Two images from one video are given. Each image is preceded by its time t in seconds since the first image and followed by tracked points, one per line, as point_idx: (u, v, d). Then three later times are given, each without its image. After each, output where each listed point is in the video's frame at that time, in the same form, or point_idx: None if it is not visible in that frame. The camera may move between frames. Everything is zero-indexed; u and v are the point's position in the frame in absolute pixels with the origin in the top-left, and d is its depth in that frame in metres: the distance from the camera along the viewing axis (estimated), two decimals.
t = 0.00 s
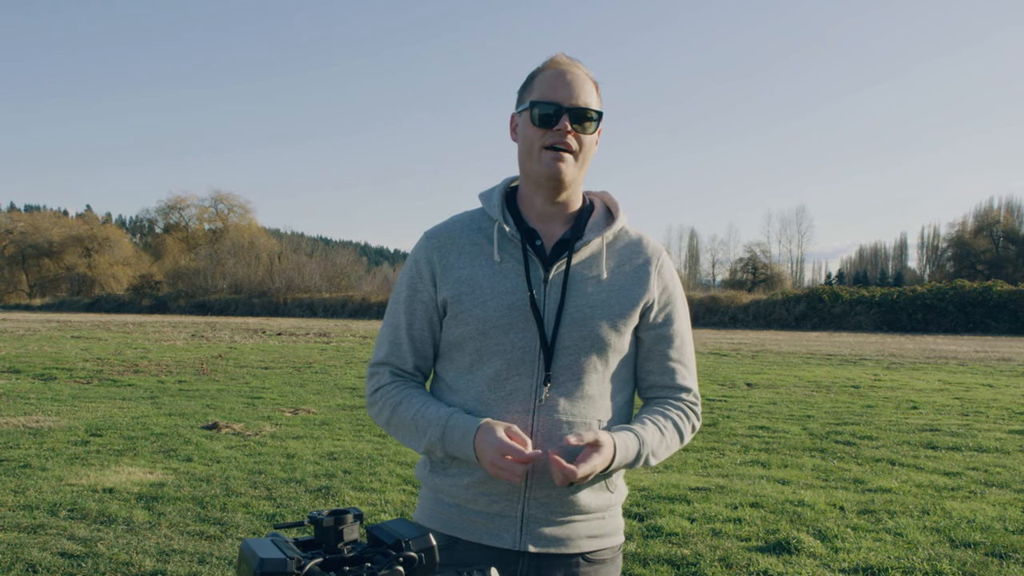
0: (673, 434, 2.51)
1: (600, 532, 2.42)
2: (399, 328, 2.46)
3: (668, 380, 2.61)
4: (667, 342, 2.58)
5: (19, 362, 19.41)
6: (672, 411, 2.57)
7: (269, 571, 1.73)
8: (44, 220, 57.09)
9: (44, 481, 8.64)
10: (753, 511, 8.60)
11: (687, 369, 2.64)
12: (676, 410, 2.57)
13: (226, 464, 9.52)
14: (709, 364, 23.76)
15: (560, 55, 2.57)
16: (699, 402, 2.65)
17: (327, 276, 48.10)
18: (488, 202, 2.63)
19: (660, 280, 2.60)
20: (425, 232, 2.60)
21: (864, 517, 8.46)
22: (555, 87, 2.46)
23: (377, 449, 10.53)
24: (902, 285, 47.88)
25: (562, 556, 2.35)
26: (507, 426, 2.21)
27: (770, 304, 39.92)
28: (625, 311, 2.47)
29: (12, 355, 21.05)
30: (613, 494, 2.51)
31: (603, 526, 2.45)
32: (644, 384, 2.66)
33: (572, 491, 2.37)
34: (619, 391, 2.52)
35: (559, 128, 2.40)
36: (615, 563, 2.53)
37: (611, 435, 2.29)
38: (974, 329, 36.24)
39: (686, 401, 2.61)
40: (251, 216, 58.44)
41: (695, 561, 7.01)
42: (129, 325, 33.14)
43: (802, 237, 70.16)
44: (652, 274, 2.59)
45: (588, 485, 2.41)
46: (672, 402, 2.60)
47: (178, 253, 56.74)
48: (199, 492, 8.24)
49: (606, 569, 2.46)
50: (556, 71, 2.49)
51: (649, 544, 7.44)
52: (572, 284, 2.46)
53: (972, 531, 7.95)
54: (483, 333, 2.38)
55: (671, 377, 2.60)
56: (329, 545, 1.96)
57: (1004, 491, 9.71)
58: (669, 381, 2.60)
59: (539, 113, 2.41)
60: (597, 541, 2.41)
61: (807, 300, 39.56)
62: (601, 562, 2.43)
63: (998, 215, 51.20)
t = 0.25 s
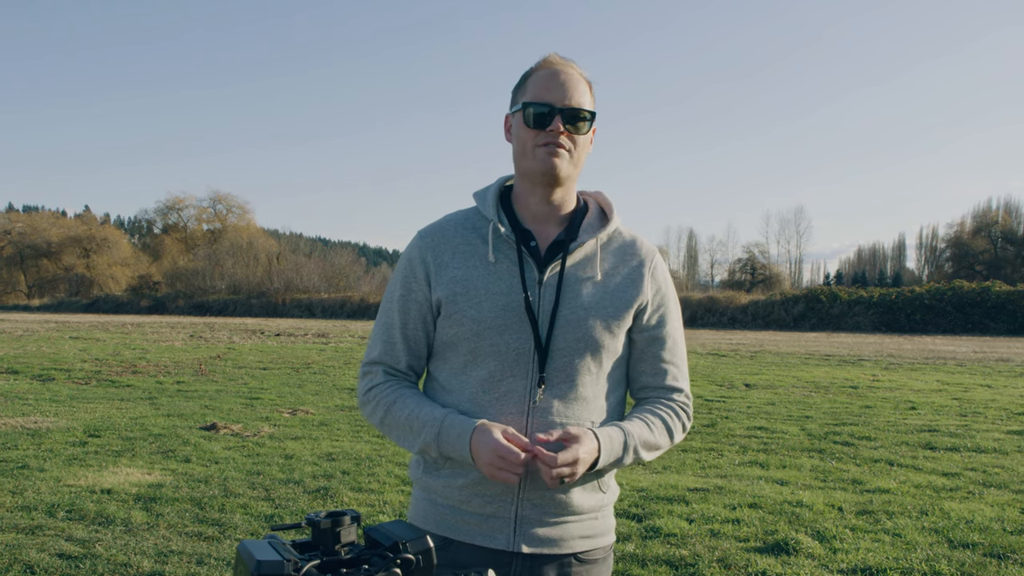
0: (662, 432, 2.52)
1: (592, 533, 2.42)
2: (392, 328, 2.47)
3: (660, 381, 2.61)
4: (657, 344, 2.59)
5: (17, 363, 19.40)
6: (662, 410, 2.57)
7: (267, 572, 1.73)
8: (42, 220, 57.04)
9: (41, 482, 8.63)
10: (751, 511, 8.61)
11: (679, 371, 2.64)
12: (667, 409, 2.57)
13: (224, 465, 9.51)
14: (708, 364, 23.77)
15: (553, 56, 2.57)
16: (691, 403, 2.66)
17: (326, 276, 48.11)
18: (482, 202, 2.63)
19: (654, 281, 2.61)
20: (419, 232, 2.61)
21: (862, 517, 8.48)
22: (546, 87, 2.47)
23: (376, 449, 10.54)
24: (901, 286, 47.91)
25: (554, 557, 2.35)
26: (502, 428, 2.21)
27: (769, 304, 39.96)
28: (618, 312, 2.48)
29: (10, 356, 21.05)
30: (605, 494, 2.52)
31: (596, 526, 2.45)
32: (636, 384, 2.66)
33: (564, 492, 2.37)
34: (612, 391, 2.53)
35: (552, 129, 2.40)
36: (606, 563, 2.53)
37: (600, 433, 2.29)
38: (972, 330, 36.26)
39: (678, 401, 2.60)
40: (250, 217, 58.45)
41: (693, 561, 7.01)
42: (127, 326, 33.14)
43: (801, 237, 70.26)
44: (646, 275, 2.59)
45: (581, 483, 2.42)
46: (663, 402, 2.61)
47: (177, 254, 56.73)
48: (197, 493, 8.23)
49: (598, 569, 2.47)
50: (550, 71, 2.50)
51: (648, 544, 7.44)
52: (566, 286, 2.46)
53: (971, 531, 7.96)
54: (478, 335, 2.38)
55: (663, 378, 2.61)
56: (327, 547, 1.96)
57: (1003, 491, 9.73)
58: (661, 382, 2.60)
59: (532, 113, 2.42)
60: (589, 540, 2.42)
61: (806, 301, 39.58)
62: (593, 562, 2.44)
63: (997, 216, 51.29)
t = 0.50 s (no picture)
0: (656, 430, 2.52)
1: (590, 531, 2.43)
2: (389, 329, 2.47)
3: (655, 379, 2.61)
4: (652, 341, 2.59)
5: (15, 363, 19.38)
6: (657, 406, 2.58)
7: (265, 572, 1.74)
8: (41, 220, 56.99)
9: (39, 482, 8.62)
10: (750, 511, 8.61)
11: (674, 369, 2.64)
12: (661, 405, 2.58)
13: (222, 465, 9.50)
14: (706, 364, 23.78)
15: (548, 55, 2.58)
16: (686, 400, 2.67)
17: (324, 276, 48.10)
18: (477, 202, 2.63)
19: (649, 280, 2.61)
20: (414, 232, 2.60)
21: (861, 517, 8.48)
22: (541, 87, 2.47)
23: (374, 449, 10.53)
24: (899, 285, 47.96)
25: (552, 555, 2.36)
26: (500, 428, 2.22)
27: (767, 304, 39.96)
28: (613, 312, 2.48)
29: (8, 356, 21.02)
30: (602, 493, 2.52)
31: (593, 525, 2.46)
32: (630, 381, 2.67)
33: (562, 491, 2.38)
34: (608, 391, 2.53)
35: (550, 128, 2.41)
36: (603, 562, 2.54)
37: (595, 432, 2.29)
38: (970, 329, 36.30)
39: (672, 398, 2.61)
40: (249, 217, 58.43)
41: (692, 561, 7.02)
42: (126, 326, 33.11)
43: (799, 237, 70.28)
44: (641, 274, 2.60)
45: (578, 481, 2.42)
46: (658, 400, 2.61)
47: (175, 254, 56.70)
48: (195, 493, 8.22)
49: (594, 567, 2.48)
50: (545, 70, 2.50)
51: (647, 544, 7.44)
52: (562, 286, 2.46)
53: (969, 531, 7.97)
54: (475, 335, 2.38)
55: (658, 376, 2.61)
56: (325, 546, 1.96)
57: (1001, 491, 9.74)
58: (655, 379, 2.61)
59: (527, 112, 2.42)
60: (587, 539, 2.42)
61: (804, 301, 39.61)
62: (590, 560, 2.44)
63: (995, 216, 51.33)
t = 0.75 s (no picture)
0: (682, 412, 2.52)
1: (592, 529, 2.44)
2: (386, 335, 2.47)
3: (652, 377, 2.62)
4: (647, 339, 2.60)
5: (13, 363, 19.36)
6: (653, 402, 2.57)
7: (263, 573, 1.74)
8: (38, 220, 56.92)
9: (37, 483, 8.60)
10: (748, 512, 8.61)
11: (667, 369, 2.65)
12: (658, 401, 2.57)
13: (221, 466, 9.49)
14: (705, 364, 23.81)
15: (560, 60, 2.57)
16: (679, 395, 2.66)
17: (322, 276, 48.10)
18: (472, 206, 2.62)
19: (643, 281, 2.64)
20: (409, 236, 2.60)
21: (859, 517, 8.50)
22: (557, 93, 2.46)
23: (372, 450, 10.54)
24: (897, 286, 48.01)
25: (556, 555, 2.36)
26: (494, 429, 2.21)
27: (765, 305, 40.00)
28: (610, 311, 2.50)
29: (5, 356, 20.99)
30: (603, 492, 2.53)
31: (595, 524, 2.47)
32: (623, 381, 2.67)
33: (564, 490, 2.38)
34: (606, 391, 2.53)
35: (569, 138, 2.42)
36: (604, 561, 2.55)
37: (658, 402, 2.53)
38: (968, 330, 36.34)
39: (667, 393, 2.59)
40: (247, 217, 58.41)
41: (690, 561, 7.03)
42: (124, 327, 33.10)
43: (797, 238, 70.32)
44: (635, 276, 2.62)
45: (579, 481, 2.42)
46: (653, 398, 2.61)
47: (173, 254, 56.67)
48: (194, 494, 8.21)
49: (596, 566, 2.48)
50: (556, 75, 2.49)
51: (645, 545, 7.44)
52: (559, 288, 2.46)
53: (967, 531, 7.99)
54: (474, 339, 2.38)
55: (656, 373, 2.62)
56: (324, 548, 1.96)
57: (999, 491, 9.75)
58: (651, 379, 2.61)
59: (549, 120, 2.41)
60: (589, 538, 2.43)
61: (802, 301, 39.65)
62: (592, 559, 2.46)
63: (993, 217, 51.41)
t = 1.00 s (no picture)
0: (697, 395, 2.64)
1: (597, 526, 2.45)
2: (386, 336, 2.47)
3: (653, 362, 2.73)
4: (650, 332, 2.71)
5: (11, 363, 19.35)
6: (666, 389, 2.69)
7: (262, 572, 1.74)
8: (37, 219, 56.88)
9: (36, 483, 8.60)
10: (746, 511, 8.63)
11: (669, 357, 2.76)
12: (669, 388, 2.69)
13: (219, 465, 9.49)
14: (704, 364, 23.83)
15: (567, 62, 2.57)
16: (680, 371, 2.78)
17: (321, 276, 48.06)
18: (470, 206, 2.63)
19: (641, 275, 2.69)
20: (408, 237, 2.60)
21: (857, 517, 8.51)
22: (566, 98, 2.47)
23: (371, 449, 10.54)
24: (895, 286, 48.08)
25: (561, 552, 2.37)
26: (494, 426, 2.21)
27: (764, 305, 40.02)
28: (615, 307, 2.54)
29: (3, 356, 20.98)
30: (606, 489, 2.54)
31: (598, 521, 2.47)
32: (629, 370, 2.76)
33: (568, 486, 2.39)
34: (611, 387, 2.55)
35: (578, 145, 2.44)
36: (607, 558, 2.55)
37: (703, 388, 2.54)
38: (967, 329, 36.38)
39: (672, 377, 2.73)
40: (245, 217, 58.39)
41: (689, 561, 7.03)
42: (122, 326, 33.09)
43: (795, 237, 70.36)
44: (634, 273, 2.66)
45: (583, 477, 2.43)
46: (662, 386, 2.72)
47: (171, 254, 56.64)
48: (192, 494, 8.21)
49: (598, 564, 2.50)
50: (566, 81, 2.50)
51: (643, 544, 7.45)
52: (562, 286, 2.48)
53: (965, 531, 8.00)
54: (477, 339, 2.38)
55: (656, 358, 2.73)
56: (322, 546, 1.96)
57: (997, 490, 9.77)
58: (653, 369, 2.73)
59: (563, 126, 2.43)
60: (594, 534, 2.44)
61: (801, 301, 39.69)
62: (594, 556, 2.47)
63: (991, 217, 51.47)
